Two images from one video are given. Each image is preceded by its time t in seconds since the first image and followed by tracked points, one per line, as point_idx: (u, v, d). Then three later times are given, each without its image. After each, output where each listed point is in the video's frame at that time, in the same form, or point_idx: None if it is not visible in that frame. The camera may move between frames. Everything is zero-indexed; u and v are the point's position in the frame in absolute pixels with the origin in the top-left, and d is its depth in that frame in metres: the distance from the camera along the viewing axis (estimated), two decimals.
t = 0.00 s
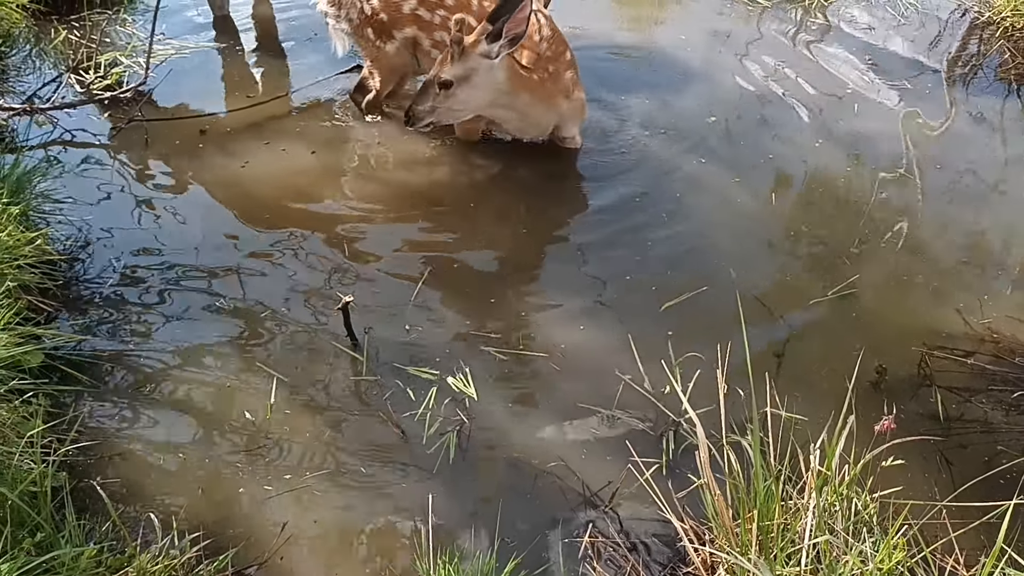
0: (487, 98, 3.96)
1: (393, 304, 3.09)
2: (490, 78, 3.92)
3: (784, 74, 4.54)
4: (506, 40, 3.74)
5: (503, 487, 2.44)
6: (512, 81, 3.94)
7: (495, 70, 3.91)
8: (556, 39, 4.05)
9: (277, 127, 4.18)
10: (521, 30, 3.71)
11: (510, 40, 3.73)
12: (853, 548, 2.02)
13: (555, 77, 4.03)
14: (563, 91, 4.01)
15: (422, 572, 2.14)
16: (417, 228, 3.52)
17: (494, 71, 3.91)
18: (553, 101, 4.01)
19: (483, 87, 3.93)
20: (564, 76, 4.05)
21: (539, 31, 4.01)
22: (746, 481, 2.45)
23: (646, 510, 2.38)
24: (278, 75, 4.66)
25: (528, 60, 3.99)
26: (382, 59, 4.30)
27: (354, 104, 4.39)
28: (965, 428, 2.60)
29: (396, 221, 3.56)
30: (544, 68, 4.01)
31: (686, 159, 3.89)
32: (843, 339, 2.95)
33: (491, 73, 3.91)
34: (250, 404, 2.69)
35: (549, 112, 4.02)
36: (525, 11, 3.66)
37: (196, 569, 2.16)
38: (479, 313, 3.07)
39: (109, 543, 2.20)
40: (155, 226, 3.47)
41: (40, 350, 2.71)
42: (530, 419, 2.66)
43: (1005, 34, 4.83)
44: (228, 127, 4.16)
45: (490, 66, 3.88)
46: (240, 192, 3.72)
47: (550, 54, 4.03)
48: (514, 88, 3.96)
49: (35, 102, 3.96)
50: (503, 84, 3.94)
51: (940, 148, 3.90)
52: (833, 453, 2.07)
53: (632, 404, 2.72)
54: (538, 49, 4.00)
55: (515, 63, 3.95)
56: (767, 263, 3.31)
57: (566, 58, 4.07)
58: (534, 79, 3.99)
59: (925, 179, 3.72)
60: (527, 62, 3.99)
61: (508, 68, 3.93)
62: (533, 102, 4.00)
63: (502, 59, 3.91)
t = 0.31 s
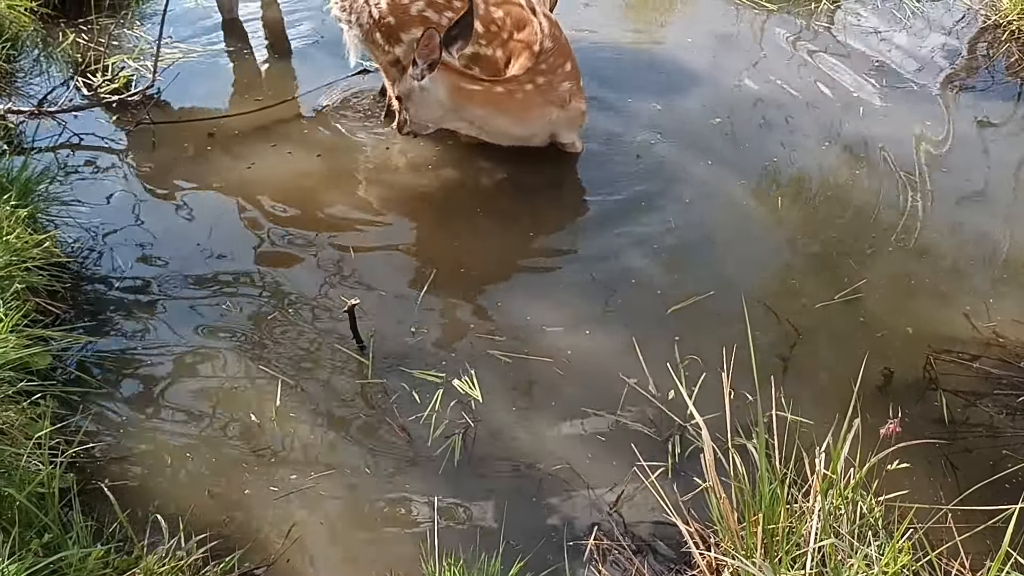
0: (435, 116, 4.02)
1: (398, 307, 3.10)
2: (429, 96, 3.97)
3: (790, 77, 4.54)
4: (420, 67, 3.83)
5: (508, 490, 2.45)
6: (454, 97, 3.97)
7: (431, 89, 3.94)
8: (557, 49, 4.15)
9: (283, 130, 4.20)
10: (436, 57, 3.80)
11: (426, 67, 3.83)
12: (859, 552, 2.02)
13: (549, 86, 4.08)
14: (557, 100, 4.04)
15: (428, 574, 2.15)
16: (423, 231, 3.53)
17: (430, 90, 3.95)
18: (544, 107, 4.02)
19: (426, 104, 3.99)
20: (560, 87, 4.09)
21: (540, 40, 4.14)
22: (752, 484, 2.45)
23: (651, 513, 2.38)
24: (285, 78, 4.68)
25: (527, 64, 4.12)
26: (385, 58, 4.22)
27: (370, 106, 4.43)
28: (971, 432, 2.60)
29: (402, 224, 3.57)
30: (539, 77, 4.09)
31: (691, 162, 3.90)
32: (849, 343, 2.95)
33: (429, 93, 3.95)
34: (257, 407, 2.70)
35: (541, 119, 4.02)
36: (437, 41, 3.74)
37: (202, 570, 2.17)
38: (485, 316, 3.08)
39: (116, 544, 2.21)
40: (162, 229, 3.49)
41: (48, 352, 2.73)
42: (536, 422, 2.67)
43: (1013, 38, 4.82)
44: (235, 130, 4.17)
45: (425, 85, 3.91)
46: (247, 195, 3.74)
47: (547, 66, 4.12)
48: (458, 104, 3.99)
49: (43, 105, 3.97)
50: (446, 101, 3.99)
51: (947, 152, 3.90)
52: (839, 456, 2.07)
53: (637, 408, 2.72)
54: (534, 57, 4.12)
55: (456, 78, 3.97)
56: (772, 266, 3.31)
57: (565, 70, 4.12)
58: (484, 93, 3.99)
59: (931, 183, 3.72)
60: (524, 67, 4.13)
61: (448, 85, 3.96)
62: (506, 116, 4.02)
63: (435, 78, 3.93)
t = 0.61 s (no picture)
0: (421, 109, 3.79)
1: (400, 311, 3.11)
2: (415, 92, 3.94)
3: (791, 81, 4.55)
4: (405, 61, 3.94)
5: (511, 494, 2.45)
6: (439, 96, 3.74)
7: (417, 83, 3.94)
8: (554, 56, 4.00)
9: (285, 134, 4.21)
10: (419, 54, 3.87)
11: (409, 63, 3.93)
12: (861, 555, 2.01)
13: (544, 93, 3.96)
14: (552, 108, 3.97)
15: None
16: (425, 235, 3.54)
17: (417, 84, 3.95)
18: (536, 117, 3.95)
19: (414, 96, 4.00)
20: (557, 94, 3.99)
21: (538, 47, 3.99)
22: (754, 487, 2.45)
23: (653, 517, 2.38)
24: (288, 82, 4.69)
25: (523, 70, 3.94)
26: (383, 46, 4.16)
27: (378, 107, 4.46)
28: (973, 436, 2.60)
29: (404, 228, 3.58)
30: (533, 84, 3.94)
31: (693, 166, 3.90)
32: (850, 347, 2.95)
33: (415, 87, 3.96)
34: (260, 410, 2.71)
35: (534, 126, 3.97)
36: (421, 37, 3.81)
37: (205, 574, 2.17)
38: (488, 320, 3.08)
39: (119, 547, 2.22)
40: (164, 233, 3.49)
41: (52, 355, 2.74)
42: (538, 426, 2.67)
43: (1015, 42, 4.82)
44: (238, 134, 4.19)
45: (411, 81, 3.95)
46: (250, 200, 3.75)
47: (543, 73, 3.96)
48: (442, 103, 3.76)
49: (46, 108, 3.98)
50: (430, 96, 3.74)
51: (949, 156, 3.90)
52: (841, 459, 2.07)
53: (639, 412, 2.72)
54: (531, 63, 3.93)
55: (443, 76, 3.71)
56: (773, 269, 3.31)
57: (561, 78, 3.99)
58: (470, 94, 3.79)
59: (933, 187, 3.72)
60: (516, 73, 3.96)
61: (433, 82, 3.71)
62: (491, 121, 3.88)
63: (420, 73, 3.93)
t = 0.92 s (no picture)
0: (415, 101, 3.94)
1: (404, 312, 3.11)
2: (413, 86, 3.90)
3: (794, 81, 4.55)
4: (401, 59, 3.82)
5: (514, 495, 2.45)
6: (433, 91, 3.87)
7: (415, 78, 3.86)
8: (554, 54, 4.08)
9: (288, 134, 4.21)
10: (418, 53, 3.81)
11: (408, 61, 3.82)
12: (866, 556, 2.01)
13: (543, 90, 4.01)
14: (552, 105, 3.99)
15: None
16: (429, 235, 3.55)
17: (414, 79, 3.87)
18: (534, 113, 3.99)
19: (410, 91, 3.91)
20: (557, 92, 4.03)
21: (537, 45, 4.08)
22: (758, 489, 2.45)
23: (657, 518, 2.38)
24: (291, 83, 4.70)
25: (520, 68, 4.05)
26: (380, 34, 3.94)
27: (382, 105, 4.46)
28: (976, 437, 2.60)
29: (407, 229, 3.58)
30: (532, 81, 4.02)
31: (696, 166, 3.91)
32: (854, 347, 2.95)
33: (412, 82, 3.87)
34: (264, 410, 2.71)
35: (533, 124, 4.00)
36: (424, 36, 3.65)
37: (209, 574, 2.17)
38: (491, 321, 3.09)
39: (123, 548, 2.22)
40: (168, 234, 3.49)
41: (56, 356, 2.74)
42: (542, 426, 2.67)
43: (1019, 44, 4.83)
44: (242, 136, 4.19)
45: (408, 76, 3.86)
46: (253, 200, 3.75)
47: (542, 71, 4.05)
48: (436, 97, 3.88)
49: (50, 110, 3.99)
50: (426, 92, 3.89)
51: (952, 157, 3.90)
52: (845, 460, 2.07)
53: (643, 413, 2.72)
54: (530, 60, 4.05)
55: (437, 70, 3.86)
56: (776, 270, 3.31)
57: (561, 75, 4.06)
58: (460, 87, 3.88)
59: (935, 188, 3.72)
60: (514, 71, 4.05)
61: (429, 76, 3.86)
62: (484, 113, 3.93)
63: (418, 68, 3.84)
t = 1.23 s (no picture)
0: (411, 97, 3.75)
1: (409, 314, 3.12)
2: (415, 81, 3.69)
3: (797, 83, 4.55)
4: (419, 53, 3.50)
5: (519, 497, 2.45)
6: (438, 85, 3.71)
7: (421, 72, 3.67)
8: (556, 50, 4.08)
9: (293, 137, 4.22)
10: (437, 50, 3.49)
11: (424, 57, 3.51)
12: (871, 560, 2.01)
13: (547, 86, 4.04)
14: (557, 101, 4.04)
15: None
16: (434, 236, 3.56)
17: (420, 73, 3.68)
18: (536, 107, 4.01)
19: (412, 84, 3.71)
20: (560, 87, 4.07)
21: (540, 42, 4.06)
22: (762, 491, 2.45)
23: (662, 520, 2.38)
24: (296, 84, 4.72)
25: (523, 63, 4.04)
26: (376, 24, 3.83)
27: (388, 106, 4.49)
28: (982, 439, 2.59)
29: (412, 230, 3.59)
30: (535, 76, 4.04)
31: (700, 167, 3.91)
32: (859, 350, 2.95)
33: (418, 75, 3.68)
34: (269, 412, 2.71)
35: (536, 117, 4.03)
36: (442, 37, 3.44)
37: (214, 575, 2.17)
38: (495, 322, 3.09)
39: (129, 549, 2.23)
40: (174, 236, 3.50)
41: (62, 357, 2.75)
42: (546, 428, 2.68)
43: None
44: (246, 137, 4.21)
45: (416, 69, 3.65)
46: (258, 201, 3.76)
47: (544, 66, 4.06)
48: (438, 92, 3.73)
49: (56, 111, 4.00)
50: (430, 86, 3.71)
51: (956, 159, 3.90)
52: (850, 463, 2.06)
53: (647, 415, 2.72)
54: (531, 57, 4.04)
55: (443, 64, 3.70)
56: (781, 272, 3.31)
57: (565, 71, 4.08)
58: (463, 80, 3.78)
59: (940, 190, 3.71)
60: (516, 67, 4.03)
61: (436, 71, 3.69)
62: (485, 106, 3.87)
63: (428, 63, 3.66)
